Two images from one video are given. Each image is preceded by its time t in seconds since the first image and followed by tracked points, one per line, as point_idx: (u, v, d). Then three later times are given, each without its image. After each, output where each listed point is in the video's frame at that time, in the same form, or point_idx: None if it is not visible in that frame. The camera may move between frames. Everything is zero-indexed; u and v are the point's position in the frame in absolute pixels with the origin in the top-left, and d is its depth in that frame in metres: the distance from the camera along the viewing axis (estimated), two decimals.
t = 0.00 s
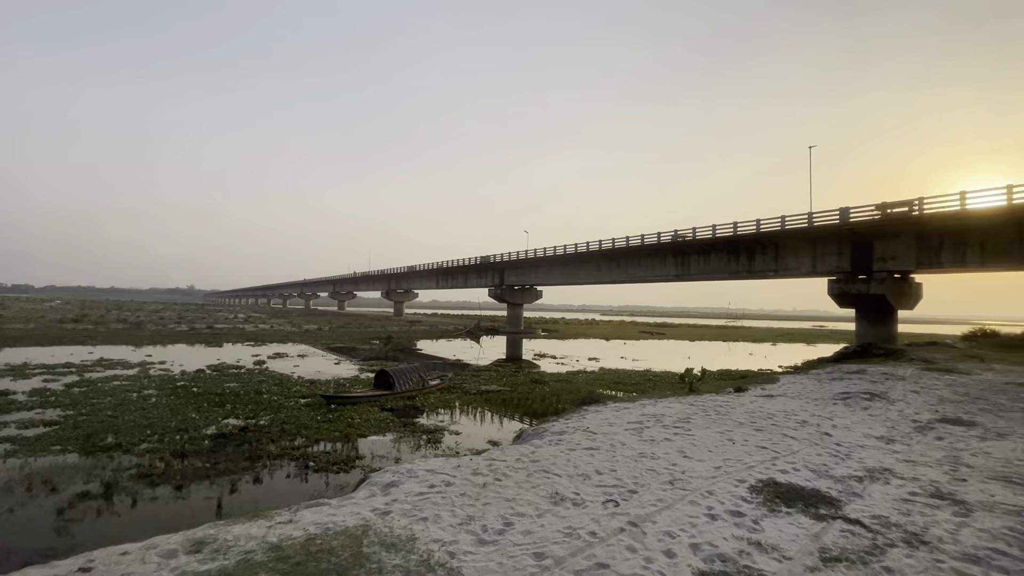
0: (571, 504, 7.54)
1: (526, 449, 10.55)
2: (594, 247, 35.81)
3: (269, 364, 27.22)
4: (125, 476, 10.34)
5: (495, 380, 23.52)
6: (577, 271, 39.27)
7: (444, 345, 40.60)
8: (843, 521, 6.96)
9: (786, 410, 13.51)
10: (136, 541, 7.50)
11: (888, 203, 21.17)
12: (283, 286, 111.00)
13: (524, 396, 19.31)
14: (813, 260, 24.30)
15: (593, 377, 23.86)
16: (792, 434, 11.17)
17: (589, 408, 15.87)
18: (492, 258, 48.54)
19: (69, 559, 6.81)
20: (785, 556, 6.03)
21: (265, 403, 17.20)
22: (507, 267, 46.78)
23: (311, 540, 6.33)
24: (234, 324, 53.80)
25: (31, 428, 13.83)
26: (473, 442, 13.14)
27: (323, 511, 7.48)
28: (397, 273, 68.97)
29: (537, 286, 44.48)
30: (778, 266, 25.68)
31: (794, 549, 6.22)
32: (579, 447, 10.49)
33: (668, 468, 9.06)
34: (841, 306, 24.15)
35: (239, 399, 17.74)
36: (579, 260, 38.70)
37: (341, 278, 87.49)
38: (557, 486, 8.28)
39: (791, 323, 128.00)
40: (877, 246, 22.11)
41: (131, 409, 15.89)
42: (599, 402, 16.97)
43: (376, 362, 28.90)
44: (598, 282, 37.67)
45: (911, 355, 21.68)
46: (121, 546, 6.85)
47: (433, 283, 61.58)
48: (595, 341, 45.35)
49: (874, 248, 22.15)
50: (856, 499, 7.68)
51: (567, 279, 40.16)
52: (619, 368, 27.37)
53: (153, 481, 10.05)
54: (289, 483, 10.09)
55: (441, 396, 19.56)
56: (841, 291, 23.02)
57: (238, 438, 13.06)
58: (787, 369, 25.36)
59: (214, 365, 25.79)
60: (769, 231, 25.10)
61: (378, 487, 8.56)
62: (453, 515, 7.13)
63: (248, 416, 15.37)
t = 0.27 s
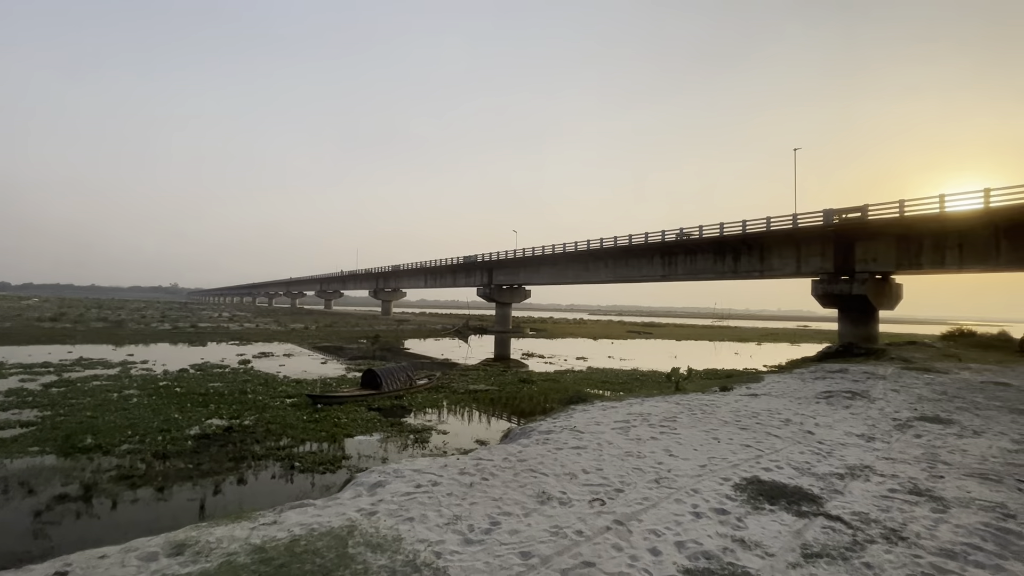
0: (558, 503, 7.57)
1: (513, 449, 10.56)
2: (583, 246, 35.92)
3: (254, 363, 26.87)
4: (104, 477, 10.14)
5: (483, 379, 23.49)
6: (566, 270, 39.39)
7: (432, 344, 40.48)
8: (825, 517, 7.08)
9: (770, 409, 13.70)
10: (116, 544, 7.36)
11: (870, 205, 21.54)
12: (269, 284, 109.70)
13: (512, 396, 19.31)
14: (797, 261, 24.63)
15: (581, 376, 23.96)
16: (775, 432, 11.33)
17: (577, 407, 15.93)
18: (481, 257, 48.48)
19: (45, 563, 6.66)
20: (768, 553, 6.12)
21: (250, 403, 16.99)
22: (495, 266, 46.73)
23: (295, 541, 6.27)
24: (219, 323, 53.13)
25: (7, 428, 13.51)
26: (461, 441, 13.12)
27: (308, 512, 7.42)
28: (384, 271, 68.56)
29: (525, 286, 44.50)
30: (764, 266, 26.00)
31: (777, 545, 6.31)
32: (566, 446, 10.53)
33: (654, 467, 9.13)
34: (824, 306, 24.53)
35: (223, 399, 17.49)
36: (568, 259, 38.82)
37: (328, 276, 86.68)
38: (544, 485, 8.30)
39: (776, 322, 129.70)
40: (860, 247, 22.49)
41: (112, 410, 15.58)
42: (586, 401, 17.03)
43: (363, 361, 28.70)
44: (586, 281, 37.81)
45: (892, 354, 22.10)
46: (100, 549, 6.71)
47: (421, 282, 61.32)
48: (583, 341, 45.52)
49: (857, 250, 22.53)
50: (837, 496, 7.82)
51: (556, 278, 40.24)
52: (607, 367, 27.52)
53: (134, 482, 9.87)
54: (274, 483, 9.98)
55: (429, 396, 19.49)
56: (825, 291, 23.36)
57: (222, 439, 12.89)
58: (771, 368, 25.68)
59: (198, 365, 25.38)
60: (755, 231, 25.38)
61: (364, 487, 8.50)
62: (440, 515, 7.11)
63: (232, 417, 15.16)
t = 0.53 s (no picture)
0: (544, 502, 7.59)
1: (500, 448, 10.56)
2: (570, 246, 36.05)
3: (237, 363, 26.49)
4: (82, 480, 9.91)
5: (470, 378, 23.45)
6: (553, 269, 39.47)
7: (419, 344, 40.27)
8: (806, 514, 7.19)
9: (753, 407, 13.88)
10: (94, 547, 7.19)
11: (852, 207, 21.95)
12: (253, 283, 108.22)
13: (499, 395, 19.31)
14: (781, 261, 24.97)
15: (568, 375, 24.05)
16: (759, 430, 11.48)
17: (564, 406, 15.98)
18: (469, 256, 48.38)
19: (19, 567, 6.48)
20: (751, 550, 6.20)
21: (234, 403, 16.75)
22: (483, 266, 46.67)
23: (279, 543, 6.19)
24: (202, 322, 52.27)
25: None
26: (447, 441, 13.08)
27: (292, 513, 7.33)
28: (371, 270, 68.07)
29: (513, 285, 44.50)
30: (748, 266, 26.34)
31: (760, 542, 6.39)
32: (553, 445, 10.56)
33: (640, 465, 9.20)
34: (806, 305, 24.91)
35: (206, 399, 17.22)
36: (556, 259, 38.91)
37: (315, 275, 85.81)
38: (530, 484, 8.31)
39: (760, 322, 131.54)
40: (841, 248, 22.89)
41: (90, 411, 15.24)
42: (573, 400, 17.10)
43: (349, 361, 28.45)
44: (574, 281, 37.94)
45: (872, 353, 22.53)
46: (77, 553, 6.56)
47: (408, 281, 61.01)
48: (570, 340, 45.66)
49: (838, 251, 22.94)
50: (818, 493, 7.95)
51: (543, 277, 40.31)
52: (594, 367, 27.65)
53: (113, 484, 9.67)
54: (258, 484, 9.86)
55: (416, 395, 19.41)
56: (808, 291, 23.70)
57: (204, 439, 12.68)
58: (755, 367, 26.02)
59: (180, 364, 24.94)
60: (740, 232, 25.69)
61: (349, 487, 8.43)
62: (426, 515, 7.08)
63: (215, 417, 14.93)
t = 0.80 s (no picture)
0: (530, 501, 7.60)
1: (486, 447, 10.55)
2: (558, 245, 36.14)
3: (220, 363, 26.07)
4: (58, 482, 9.67)
5: (457, 377, 23.39)
6: (540, 268, 39.52)
7: (406, 343, 40.05)
8: (788, 510, 7.30)
9: (737, 405, 14.06)
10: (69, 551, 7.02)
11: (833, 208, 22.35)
12: (236, 281, 106.62)
13: (486, 394, 19.29)
14: (764, 261, 25.30)
15: (555, 374, 24.12)
16: (742, 428, 11.63)
17: (550, 405, 16.02)
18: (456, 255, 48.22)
19: None
20: (733, 546, 6.28)
21: (216, 403, 16.49)
22: (470, 265, 46.56)
23: (261, 544, 6.11)
24: (184, 321, 51.34)
25: None
26: (433, 440, 13.03)
27: (275, 514, 7.24)
28: (357, 269, 67.50)
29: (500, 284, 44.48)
30: (732, 266, 26.65)
31: (742, 538, 6.48)
32: (539, 444, 10.58)
33: (625, 463, 9.26)
34: (789, 305, 25.29)
35: (187, 399, 16.92)
36: (543, 258, 38.96)
37: (299, 273, 84.84)
38: (516, 483, 8.32)
39: (744, 322, 133.36)
40: (823, 249, 23.27)
41: (67, 412, 14.88)
42: (560, 399, 17.14)
43: (334, 360, 28.17)
44: (561, 280, 38.03)
45: (852, 352, 22.96)
46: (51, 558, 6.39)
47: (395, 280, 60.62)
48: (557, 339, 45.79)
49: (820, 251, 23.34)
50: (799, 489, 8.08)
51: (530, 277, 40.35)
52: (581, 366, 27.76)
53: (90, 487, 9.46)
54: (240, 485, 9.72)
55: (402, 395, 19.29)
56: (791, 291, 24.03)
57: (185, 440, 12.46)
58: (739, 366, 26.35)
59: (160, 364, 24.46)
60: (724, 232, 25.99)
61: (333, 488, 8.35)
62: (411, 515, 7.04)
63: (197, 417, 14.69)
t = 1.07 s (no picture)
0: (516, 500, 7.60)
1: (471, 446, 10.54)
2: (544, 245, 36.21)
3: (202, 362, 25.63)
4: (31, 486, 9.42)
5: (443, 377, 23.32)
6: (527, 267, 39.55)
7: (391, 342, 39.80)
8: (769, 506, 7.41)
9: (720, 403, 14.23)
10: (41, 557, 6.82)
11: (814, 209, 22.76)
12: (219, 280, 104.96)
13: (472, 393, 19.27)
14: (748, 261, 25.64)
15: (541, 373, 24.17)
16: (726, 426, 11.78)
17: (536, 404, 16.05)
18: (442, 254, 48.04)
19: None
20: (716, 542, 6.35)
21: (198, 404, 16.21)
22: (457, 264, 46.42)
23: (241, 547, 6.02)
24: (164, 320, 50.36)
25: None
26: (419, 440, 12.97)
27: (256, 516, 7.13)
28: (343, 267, 66.90)
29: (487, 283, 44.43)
30: (717, 266, 26.96)
31: (724, 535, 6.56)
32: (524, 443, 10.59)
33: (610, 461, 9.32)
34: (772, 304, 25.66)
35: (168, 400, 16.60)
36: (530, 257, 39.01)
37: (284, 272, 83.79)
38: (501, 482, 8.32)
39: (728, 321, 135.05)
40: (804, 249, 23.68)
41: (41, 413, 14.50)
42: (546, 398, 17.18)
43: (319, 360, 27.88)
44: (547, 279, 38.10)
45: (833, 351, 23.39)
46: (22, 563, 6.21)
47: (381, 279, 60.21)
48: (544, 338, 45.91)
49: (802, 251, 23.74)
50: (780, 486, 8.20)
51: (517, 276, 40.37)
52: (567, 365, 27.85)
53: (65, 490, 9.22)
54: (222, 487, 9.57)
55: (387, 394, 19.17)
56: (773, 290, 24.37)
57: (165, 441, 12.22)
58: (723, 365, 26.67)
59: (139, 364, 23.97)
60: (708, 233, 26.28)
61: (316, 489, 8.26)
62: (395, 515, 6.99)
63: (177, 418, 14.42)
